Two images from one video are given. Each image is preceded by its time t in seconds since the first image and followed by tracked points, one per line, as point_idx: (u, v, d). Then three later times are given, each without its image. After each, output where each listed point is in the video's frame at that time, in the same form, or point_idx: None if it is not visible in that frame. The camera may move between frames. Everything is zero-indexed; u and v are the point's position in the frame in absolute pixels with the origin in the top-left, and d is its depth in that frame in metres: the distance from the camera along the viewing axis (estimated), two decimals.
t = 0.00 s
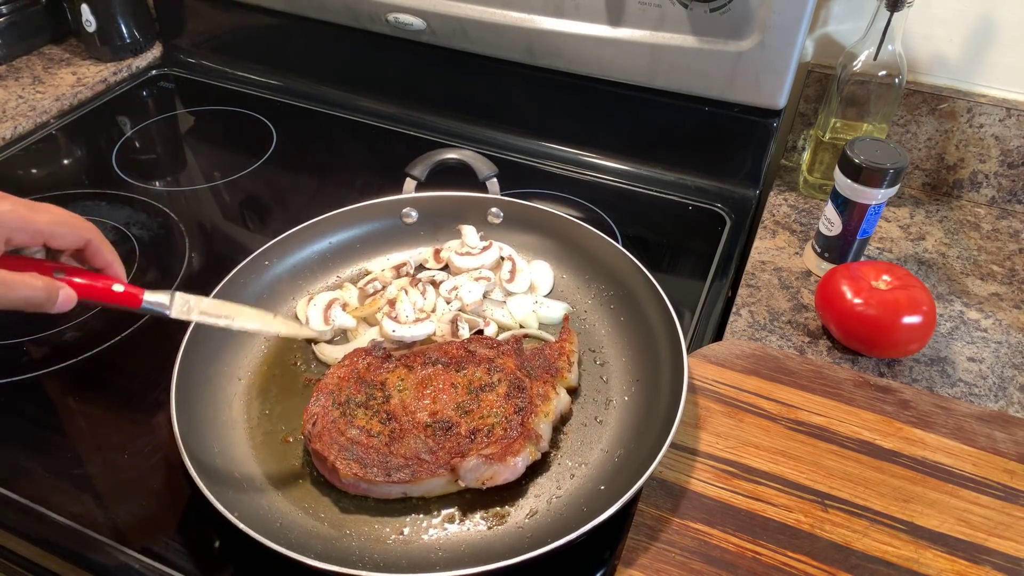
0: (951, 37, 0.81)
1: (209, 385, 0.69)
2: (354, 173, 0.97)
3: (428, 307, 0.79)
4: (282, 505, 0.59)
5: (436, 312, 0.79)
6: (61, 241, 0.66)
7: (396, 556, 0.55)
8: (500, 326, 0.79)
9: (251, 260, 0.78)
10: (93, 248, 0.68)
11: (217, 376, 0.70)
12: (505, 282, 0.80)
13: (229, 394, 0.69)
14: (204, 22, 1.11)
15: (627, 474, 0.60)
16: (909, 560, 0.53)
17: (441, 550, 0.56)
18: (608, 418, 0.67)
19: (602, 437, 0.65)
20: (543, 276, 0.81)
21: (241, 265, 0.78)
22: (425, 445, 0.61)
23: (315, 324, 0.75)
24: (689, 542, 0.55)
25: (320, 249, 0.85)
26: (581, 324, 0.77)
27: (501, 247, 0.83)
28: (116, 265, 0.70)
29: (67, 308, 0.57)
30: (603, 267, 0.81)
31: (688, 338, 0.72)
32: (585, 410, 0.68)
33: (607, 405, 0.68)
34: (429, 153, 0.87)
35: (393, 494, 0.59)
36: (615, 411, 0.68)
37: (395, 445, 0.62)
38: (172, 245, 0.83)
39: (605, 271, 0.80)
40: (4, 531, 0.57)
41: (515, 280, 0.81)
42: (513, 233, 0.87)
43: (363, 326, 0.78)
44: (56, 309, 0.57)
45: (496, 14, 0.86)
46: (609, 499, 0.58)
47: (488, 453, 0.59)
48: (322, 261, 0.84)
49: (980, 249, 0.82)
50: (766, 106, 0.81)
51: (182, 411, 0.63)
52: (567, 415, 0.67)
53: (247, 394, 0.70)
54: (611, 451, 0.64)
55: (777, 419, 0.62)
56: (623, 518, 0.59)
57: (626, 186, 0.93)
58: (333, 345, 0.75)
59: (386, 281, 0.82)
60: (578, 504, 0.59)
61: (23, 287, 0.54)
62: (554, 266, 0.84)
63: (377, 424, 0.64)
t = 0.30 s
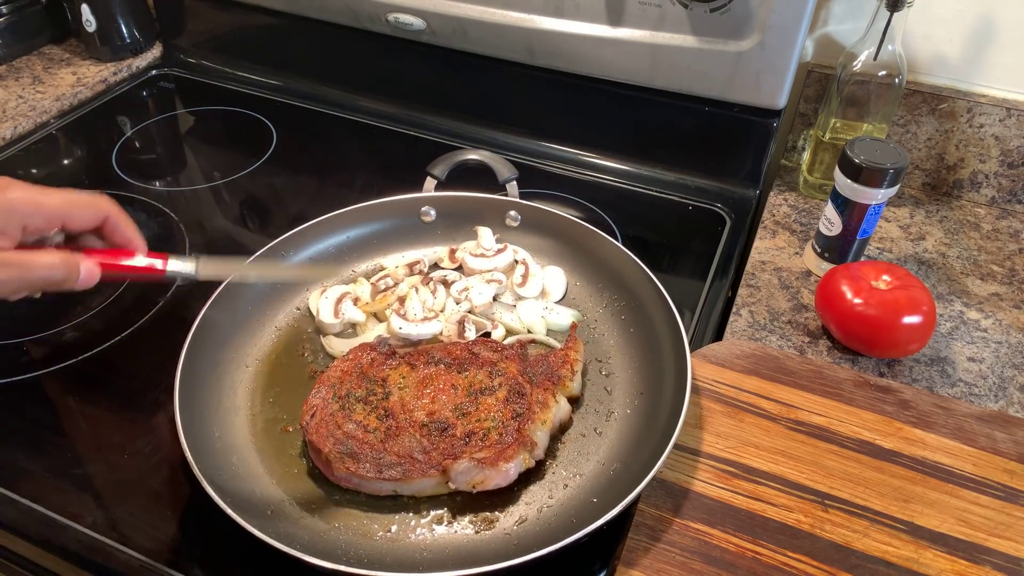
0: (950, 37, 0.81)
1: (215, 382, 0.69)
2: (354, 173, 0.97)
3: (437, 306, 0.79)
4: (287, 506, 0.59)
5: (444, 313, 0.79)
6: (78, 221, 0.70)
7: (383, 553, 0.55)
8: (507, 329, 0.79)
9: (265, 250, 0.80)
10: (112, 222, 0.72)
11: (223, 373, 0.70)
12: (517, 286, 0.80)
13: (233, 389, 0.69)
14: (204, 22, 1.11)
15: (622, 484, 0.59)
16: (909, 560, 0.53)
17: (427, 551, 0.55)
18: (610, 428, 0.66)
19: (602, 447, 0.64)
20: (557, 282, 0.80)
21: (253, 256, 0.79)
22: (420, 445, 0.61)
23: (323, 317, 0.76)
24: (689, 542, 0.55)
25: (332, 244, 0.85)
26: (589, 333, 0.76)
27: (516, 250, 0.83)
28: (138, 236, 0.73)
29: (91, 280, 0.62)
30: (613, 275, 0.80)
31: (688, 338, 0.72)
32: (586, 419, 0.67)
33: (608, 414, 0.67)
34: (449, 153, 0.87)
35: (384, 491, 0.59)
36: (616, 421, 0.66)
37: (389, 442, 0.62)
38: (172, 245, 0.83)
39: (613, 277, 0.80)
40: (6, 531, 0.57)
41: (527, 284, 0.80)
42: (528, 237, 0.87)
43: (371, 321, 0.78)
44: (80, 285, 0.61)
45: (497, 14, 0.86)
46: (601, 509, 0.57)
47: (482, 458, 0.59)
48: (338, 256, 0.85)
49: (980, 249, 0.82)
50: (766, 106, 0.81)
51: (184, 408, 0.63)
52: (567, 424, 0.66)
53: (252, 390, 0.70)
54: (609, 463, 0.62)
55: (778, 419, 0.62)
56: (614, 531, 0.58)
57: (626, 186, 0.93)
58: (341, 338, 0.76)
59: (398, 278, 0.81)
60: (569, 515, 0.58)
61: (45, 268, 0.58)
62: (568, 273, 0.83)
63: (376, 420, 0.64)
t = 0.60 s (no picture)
0: (950, 37, 0.81)
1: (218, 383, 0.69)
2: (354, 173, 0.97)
3: (443, 312, 0.79)
4: (291, 518, 0.58)
5: (450, 319, 0.79)
6: (78, 192, 0.73)
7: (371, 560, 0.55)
8: (513, 338, 0.78)
9: (276, 249, 0.80)
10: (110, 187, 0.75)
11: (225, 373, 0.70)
12: (525, 294, 0.80)
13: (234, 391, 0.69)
14: (204, 22, 1.11)
15: (616, 505, 0.58)
16: (909, 560, 0.53)
17: (415, 560, 0.55)
18: (609, 444, 0.65)
19: (600, 463, 0.63)
20: (567, 294, 0.79)
21: (261, 255, 0.79)
22: (414, 451, 0.61)
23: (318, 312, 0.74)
24: (689, 542, 0.55)
25: (341, 244, 0.85)
26: (595, 346, 0.76)
27: (527, 258, 0.82)
28: (134, 192, 0.77)
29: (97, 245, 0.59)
30: (620, 287, 0.79)
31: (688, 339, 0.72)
32: (586, 433, 0.66)
33: (608, 429, 0.67)
34: (465, 158, 0.86)
35: (376, 496, 0.59)
36: (619, 437, 0.66)
37: (385, 448, 0.62)
38: (172, 245, 0.83)
39: (619, 287, 0.79)
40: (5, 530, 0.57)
41: (536, 293, 0.80)
42: (537, 243, 0.86)
43: (376, 324, 0.78)
44: (88, 255, 0.59)
45: (497, 14, 0.86)
46: (593, 529, 0.57)
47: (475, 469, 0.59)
48: (348, 256, 0.85)
49: (980, 249, 0.82)
50: (766, 106, 0.81)
51: (184, 409, 0.63)
52: (565, 438, 0.66)
53: (252, 391, 0.69)
54: (605, 480, 0.62)
55: (778, 419, 0.62)
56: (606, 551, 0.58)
57: (626, 186, 0.93)
58: (345, 339, 0.76)
59: (406, 281, 0.82)
60: (561, 532, 0.58)
61: (43, 245, 0.56)
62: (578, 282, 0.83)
63: (373, 424, 0.64)
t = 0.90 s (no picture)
0: (950, 37, 0.81)
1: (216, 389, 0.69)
2: (354, 173, 0.97)
3: (442, 313, 0.79)
4: (294, 523, 0.58)
5: (448, 320, 0.79)
6: (51, 206, 0.74)
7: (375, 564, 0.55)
8: (512, 338, 0.79)
9: (271, 253, 0.80)
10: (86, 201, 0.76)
11: (224, 381, 0.70)
12: (523, 294, 0.80)
13: (232, 398, 0.69)
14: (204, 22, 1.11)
15: (619, 503, 0.58)
16: (909, 560, 0.53)
17: (419, 563, 0.56)
18: (611, 443, 0.65)
19: (602, 463, 0.63)
20: (565, 294, 0.80)
21: (258, 259, 0.79)
22: (416, 454, 0.61)
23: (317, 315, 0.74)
24: (689, 542, 0.55)
25: (337, 246, 0.85)
26: (594, 345, 0.76)
27: (523, 258, 0.83)
28: (110, 205, 0.78)
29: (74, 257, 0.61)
30: (619, 285, 0.79)
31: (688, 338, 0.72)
32: (587, 433, 0.66)
33: (609, 429, 0.67)
34: (460, 159, 0.86)
35: (379, 500, 0.59)
36: (619, 436, 0.66)
37: (387, 451, 0.62)
38: (172, 245, 0.83)
39: (619, 287, 0.79)
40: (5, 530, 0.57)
41: (534, 293, 0.79)
42: (537, 244, 0.86)
43: (375, 326, 0.79)
44: (62, 269, 0.60)
45: (497, 14, 0.86)
46: (596, 529, 0.57)
47: (477, 471, 0.59)
48: (346, 258, 0.85)
49: (980, 249, 0.82)
50: (766, 106, 0.81)
51: (183, 416, 0.63)
52: (568, 438, 0.66)
53: (251, 396, 0.69)
54: (608, 479, 0.62)
55: (778, 419, 0.62)
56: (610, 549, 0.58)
57: (626, 186, 0.93)
58: (344, 343, 0.76)
59: (404, 284, 0.81)
60: (565, 532, 0.58)
61: (18, 260, 0.57)
62: (576, 281, 0.83)
63: (373, 428, 0.64)
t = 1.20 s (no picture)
0: (950, 37, 0.81)
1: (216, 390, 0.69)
2: (354, 173, 0.97)
3: (442, 313, 0.79)
4: (294, 523, 0.58)
5: (448, 320, 0.79)
6: (28, 218, 0.79)
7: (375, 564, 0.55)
8: (512, 338, 0.78)
9: (271, 253, 0.80)
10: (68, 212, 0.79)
11: (224, 381, 0.70)
12: (523, 294, 0.80)
13: (232, 399, 0.69)
14: (204, 22, 1.11)
15: (619, 503, 0.58)
16: (909, 560, 0.53)
17: (419, 563, 0.56)
18: (611, 443, 0.65)
19: (602, 463, 0.63)
20: (564, 293, 0.80)
21: (257, 259, 0.79)
22: (416, 454, 0.61)
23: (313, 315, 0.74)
24: (689, 543, 0.55)
25: (337, 246, 0.85)
26: (594, 345, 0.76)
27: (523, 258, 0.83)
28: (92, 218, 0.80)
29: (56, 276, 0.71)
30: (619, 285, 0.79)
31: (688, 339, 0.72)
32: (587, 433, 0.66)
33: (609, 429, 0.67)
34: (460, 159, 0.86)
35: (379, 500, 0.59)
36: (619, 435, 0.66)
37: (387, 451, 0.62)
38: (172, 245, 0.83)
39: (619, 287, 0.79)
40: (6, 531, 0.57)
41: (534, 293, 0.79)
42: (536, 244, 0.86)
43: (375, 327, 0.79)
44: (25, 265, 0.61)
45: (497, 14, 0.86)
46: (596, 528, 0.57)
47: (477, 471, 0.59)
48: (346, 258, 0.85)
49: (980, 249, 0.82)
50: (766, 106, 0.81)
51: (183, 416, 0.63)
52: (568, 439, 0.66)
53: (251, 397, 0.69)
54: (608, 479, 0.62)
55: (778, 419, 0.62)
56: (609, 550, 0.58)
57: (626, 186, 0.93)
58: (344, 342, 0.76)
59: (404, 284, 0.81)
60: (565, 532, 0.58)
61: None
62: (575, 281, 0.83)
63: (373, 428, 0.64)
